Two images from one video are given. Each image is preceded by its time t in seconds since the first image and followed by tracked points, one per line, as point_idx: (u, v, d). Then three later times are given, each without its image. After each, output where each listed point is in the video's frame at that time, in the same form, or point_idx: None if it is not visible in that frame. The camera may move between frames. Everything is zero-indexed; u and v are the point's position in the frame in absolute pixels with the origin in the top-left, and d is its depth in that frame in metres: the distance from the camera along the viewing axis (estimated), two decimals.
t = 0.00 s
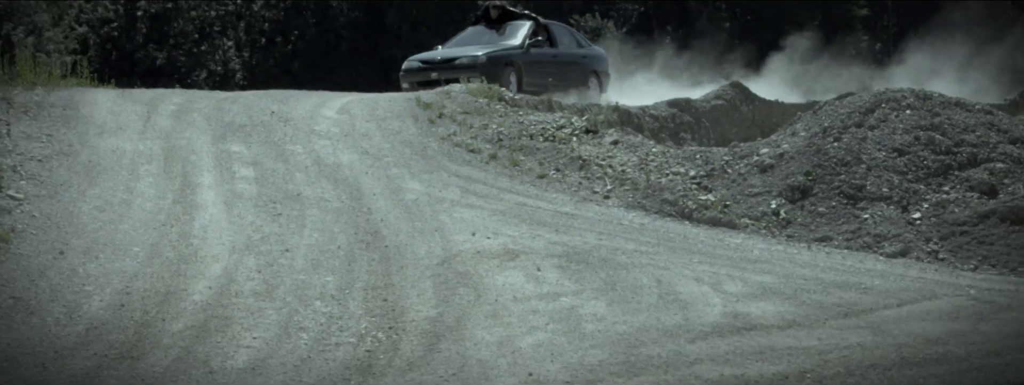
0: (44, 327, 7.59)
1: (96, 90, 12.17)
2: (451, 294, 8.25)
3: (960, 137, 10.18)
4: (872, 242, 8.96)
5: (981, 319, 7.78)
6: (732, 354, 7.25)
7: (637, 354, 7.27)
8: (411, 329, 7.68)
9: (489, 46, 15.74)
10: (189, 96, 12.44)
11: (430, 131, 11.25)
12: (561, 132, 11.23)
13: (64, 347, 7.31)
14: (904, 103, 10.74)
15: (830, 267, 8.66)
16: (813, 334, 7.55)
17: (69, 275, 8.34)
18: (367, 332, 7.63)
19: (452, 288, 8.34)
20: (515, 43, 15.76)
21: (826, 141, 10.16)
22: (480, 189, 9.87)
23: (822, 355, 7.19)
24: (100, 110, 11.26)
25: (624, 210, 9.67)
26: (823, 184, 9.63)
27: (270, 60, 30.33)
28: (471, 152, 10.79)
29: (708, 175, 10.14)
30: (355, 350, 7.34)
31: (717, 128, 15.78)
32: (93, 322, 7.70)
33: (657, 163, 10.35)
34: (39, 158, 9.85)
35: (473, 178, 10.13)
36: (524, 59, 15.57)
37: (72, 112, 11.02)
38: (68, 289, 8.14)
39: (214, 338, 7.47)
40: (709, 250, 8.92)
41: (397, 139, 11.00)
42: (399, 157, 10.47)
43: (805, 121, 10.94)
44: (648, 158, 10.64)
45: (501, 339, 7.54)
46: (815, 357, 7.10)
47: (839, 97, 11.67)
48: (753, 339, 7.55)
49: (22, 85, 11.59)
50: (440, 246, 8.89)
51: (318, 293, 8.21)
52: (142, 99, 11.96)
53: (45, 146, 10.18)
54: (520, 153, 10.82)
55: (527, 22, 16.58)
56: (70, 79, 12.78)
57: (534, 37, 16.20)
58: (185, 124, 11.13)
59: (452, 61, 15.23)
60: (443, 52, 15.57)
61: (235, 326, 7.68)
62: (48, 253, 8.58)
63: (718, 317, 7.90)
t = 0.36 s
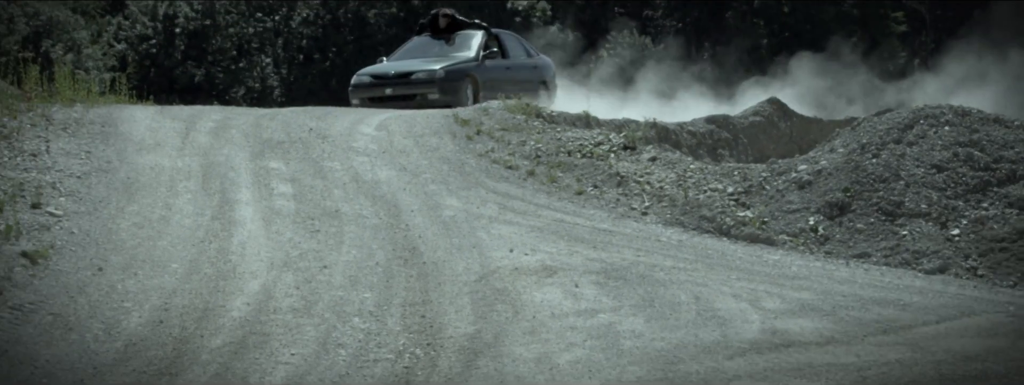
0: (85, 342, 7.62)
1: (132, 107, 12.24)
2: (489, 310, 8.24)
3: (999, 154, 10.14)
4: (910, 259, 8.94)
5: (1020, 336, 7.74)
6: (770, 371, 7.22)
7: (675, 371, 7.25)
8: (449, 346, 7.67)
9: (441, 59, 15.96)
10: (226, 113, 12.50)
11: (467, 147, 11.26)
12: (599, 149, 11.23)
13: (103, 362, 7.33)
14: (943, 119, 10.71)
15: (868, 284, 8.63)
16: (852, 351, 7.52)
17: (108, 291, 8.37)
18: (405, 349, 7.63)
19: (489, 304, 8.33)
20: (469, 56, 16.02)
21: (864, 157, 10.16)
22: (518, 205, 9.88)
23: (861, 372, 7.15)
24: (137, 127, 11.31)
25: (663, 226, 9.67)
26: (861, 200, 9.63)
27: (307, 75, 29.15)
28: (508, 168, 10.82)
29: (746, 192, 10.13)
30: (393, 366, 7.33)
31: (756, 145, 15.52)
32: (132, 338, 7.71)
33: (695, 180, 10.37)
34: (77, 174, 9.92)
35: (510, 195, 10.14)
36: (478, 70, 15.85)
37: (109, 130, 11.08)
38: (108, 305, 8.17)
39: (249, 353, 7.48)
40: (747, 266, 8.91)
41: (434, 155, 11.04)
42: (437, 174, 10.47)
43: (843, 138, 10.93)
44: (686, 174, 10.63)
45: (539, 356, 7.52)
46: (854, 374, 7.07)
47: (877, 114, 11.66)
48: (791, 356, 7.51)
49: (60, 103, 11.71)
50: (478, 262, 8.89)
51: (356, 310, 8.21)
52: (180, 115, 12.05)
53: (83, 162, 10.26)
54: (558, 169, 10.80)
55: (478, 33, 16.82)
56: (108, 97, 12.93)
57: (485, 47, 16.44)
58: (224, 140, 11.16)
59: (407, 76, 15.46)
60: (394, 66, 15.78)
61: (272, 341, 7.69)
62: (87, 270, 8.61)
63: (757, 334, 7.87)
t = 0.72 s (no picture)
0: (136, 353, 7.60)
1: (179, 118, 12.36)
2: (538, 321, 8.21)
3: None
4: (961, 270, 8.93)
5: None
6: (822, 381, 7.13)
7: (727, 381, 7.17)
8: (499, 356, 7.62)
9: (418, 58, 16.19)
10: (274, 124, 12.58)
11: (516, 158, 11.31)
12: (648, 159, 11.27)
13: (154, 371, 7.32)
14: (993, 130, 10.67)
15: (919, 295, 8.61)
16: (903, 362, 7.45)
17: (159, 301, 8.38)
18: (455, 359, 7.59)
19: (539, 315, 8.31)
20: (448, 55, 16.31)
21: (914, 167, 10.14)
22: (568, 216, 9.90)
23: (912, 383, 7.06)
24: (186, 138, 11.38)
25: (712, 236, 9.67)
26: (911, 211, 9.60)
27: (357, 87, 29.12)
28: (558, 178, 10.85)
29: (796, 202, 10.12)
30: (442, 377, 7.27)
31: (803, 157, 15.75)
32: (182, 348, 7.69)
33: (744, 190, 10.37)
34: (127, 185, 10.01)
35: (559, 205, 10.16)
36: (456, 70, 16.16)
37: (158, 140, 11.20)
38: (158, 316, 8.17)
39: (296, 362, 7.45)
40: (797, 277, 8.89)
41: (483, 165, 11.09)
42: (486, 185, 10.52)
43: (892, 148, 10.95)
44: (735, 185, 10.63)
45: (589, 367, 7.46)
46: None
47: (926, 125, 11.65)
48: (842, 367, 7.44)
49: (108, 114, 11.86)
50: (528, 273, 8.89)
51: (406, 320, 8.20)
52: (230, 126, 12.18)
53: (134, 172, 10.38)
54: (608, 179, 10.84)
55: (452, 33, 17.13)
56: (157, 108, 13.10)
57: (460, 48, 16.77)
58: (273, 151, 11.24)
59: (388, 74, 15.62)
60: (373, 64, 15.92)
61: (320, 351, 7.66)
62: (137, 280, 8.64)
63: (807, 345, 7.81)
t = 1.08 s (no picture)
0: (179, 364, 7.56)
1: (225, 130, 12.66)
2: (581, 333, 8.18)
3: None
4: (1006, 282, 8.90)
5: None
6: None
7: None
8: (543, 368, 7.57)
9: (422, 59, 15.94)
10: (318, 138, 12.73)
11: (560, 169, 11.38)
12: (691, 171, 11.26)
13: (197, 380, 7.29)
14: None
15: (963, 307, 8.57)
16: (947, 375, 7.36)
17: (202, 313, 8.39)
18: (499, 371, 7.53)
19: (582, 327, 8.27)
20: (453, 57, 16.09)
21: (958, 179, 10.12)
22: (611, 228, 9.91)
23: None
24: (230, 149, 11.62)
25: (755, 248, 9.68)
26: (955, 222, 9.57)
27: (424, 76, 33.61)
28: (601, 190, 10.91)
29: (840, 213, 10.12)
30: None
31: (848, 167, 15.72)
32: (225, 360, 7.65)
33: (788, 202, 10.34)
34: (170, 197, 10.10)
35: (603, 217, 10.18)
36: (461, 73, 15.94)
37: (202, 151, 11.43)
38: (201, 328, 8.17)
39: (337, 373, 7.38)
40: (841, 289, 8.86)
41: (526, 177, 11.14)
42: (530, 195, 10.60)
43: (936, 160, 10.93)
44: (779, 196, 10.63)
45: (633, 378, 7.37)
46: None
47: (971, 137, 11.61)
48: (886, 378, 7.35)
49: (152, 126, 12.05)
50: (570, 285, 8.89)
51: (448, 333, 8.15)
52: (273, 139, 12.34)
53: (178, 184, 10.49)
54: (651, 191, 10.89)
55: (455, 34, 16.90)
56: (199, 121, 13.30)
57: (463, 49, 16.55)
58: (316, 163, 11.36)
59: (394, 76, 15.34)
60: (378, 66, 15.63)
61: (363, 362, 7.63)
62: (181, 292, 8.67)
63: (851, 357, 7.74)
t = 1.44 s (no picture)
0: (207, 371, 7.55)
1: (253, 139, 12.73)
2: (609, 340, 8.17)
3: None
4: None
5: None
6: None
7: None
8: (571, 376, 7.54)
9: (428, 67, 15.68)
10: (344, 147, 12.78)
11: (588, 177, 11.40)
12: (719, 178, 11.29)
13: None
14: None
15: (991, 314, 8.55)
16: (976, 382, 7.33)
17: (230, 321, 8.40)
18: (526, 378, 7.51)
19: (610, 334, 8.26)
20: (460, 64, 15.83)
21: (986, 187, 10.09)
22: (639, 236, 9.92)
23: None
24: (257, 158, 11.65)
25: (783, 255, 9.67)
26: (984, 230, 9.55)
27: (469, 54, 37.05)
28: (628, 197, 10.93)
29: (868, 221, 10.11)
30: None
31: (877, 175, 15.72)
32: (254, 367, 7.65)
33: (816, 209, 10.35)
34: (198, 205, 10.13)
35: (631, 225, 10.19)
36: (468, 80, 15.68)
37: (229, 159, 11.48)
38: (230, 335, 8.18)
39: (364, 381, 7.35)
40: (868, 297, 8.85)
41: (554, 185, 11.16)
42: (557, 203, 10.61)
43: (965, 167, 10.89)
44: (807, 204, 10.62)
45: None
46: None
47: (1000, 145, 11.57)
48: None
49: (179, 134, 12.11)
50: (598, 292, 8.88)
51: (476, 340, 8.15)
52: (300, 147, 12.40)
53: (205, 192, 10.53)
54: (678, 199, 10.89)
55: (459, 39, 16.64)
56: (227, 128, 13.37)
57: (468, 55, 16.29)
58: (344, 171, 11.41)
59: (401, 83, 15.04)
60: (383, 72, 15.33)
61: (392, 369, 7.63)
62: (209, 300, 8.68)
63: (879, 365, 7.70)
